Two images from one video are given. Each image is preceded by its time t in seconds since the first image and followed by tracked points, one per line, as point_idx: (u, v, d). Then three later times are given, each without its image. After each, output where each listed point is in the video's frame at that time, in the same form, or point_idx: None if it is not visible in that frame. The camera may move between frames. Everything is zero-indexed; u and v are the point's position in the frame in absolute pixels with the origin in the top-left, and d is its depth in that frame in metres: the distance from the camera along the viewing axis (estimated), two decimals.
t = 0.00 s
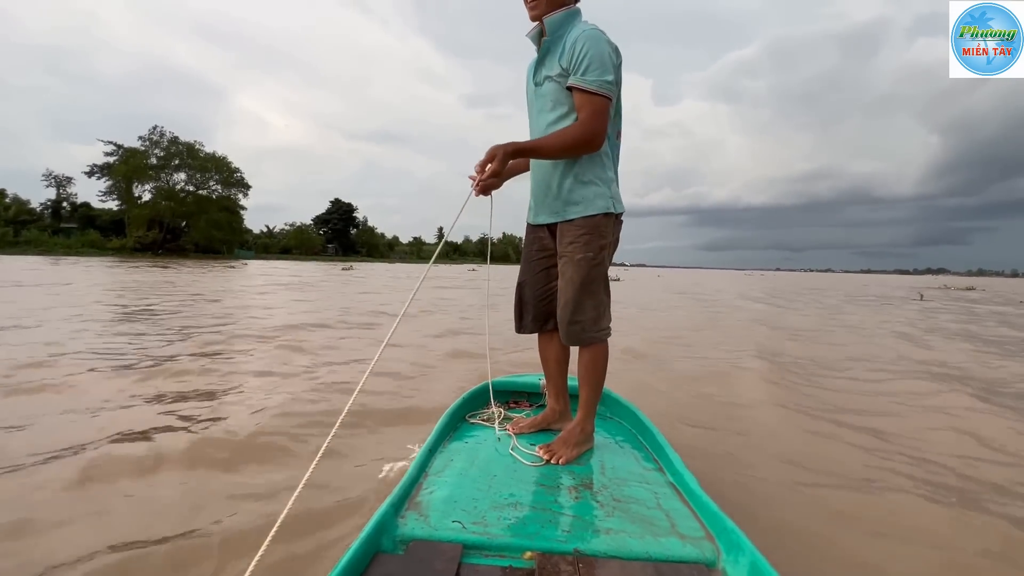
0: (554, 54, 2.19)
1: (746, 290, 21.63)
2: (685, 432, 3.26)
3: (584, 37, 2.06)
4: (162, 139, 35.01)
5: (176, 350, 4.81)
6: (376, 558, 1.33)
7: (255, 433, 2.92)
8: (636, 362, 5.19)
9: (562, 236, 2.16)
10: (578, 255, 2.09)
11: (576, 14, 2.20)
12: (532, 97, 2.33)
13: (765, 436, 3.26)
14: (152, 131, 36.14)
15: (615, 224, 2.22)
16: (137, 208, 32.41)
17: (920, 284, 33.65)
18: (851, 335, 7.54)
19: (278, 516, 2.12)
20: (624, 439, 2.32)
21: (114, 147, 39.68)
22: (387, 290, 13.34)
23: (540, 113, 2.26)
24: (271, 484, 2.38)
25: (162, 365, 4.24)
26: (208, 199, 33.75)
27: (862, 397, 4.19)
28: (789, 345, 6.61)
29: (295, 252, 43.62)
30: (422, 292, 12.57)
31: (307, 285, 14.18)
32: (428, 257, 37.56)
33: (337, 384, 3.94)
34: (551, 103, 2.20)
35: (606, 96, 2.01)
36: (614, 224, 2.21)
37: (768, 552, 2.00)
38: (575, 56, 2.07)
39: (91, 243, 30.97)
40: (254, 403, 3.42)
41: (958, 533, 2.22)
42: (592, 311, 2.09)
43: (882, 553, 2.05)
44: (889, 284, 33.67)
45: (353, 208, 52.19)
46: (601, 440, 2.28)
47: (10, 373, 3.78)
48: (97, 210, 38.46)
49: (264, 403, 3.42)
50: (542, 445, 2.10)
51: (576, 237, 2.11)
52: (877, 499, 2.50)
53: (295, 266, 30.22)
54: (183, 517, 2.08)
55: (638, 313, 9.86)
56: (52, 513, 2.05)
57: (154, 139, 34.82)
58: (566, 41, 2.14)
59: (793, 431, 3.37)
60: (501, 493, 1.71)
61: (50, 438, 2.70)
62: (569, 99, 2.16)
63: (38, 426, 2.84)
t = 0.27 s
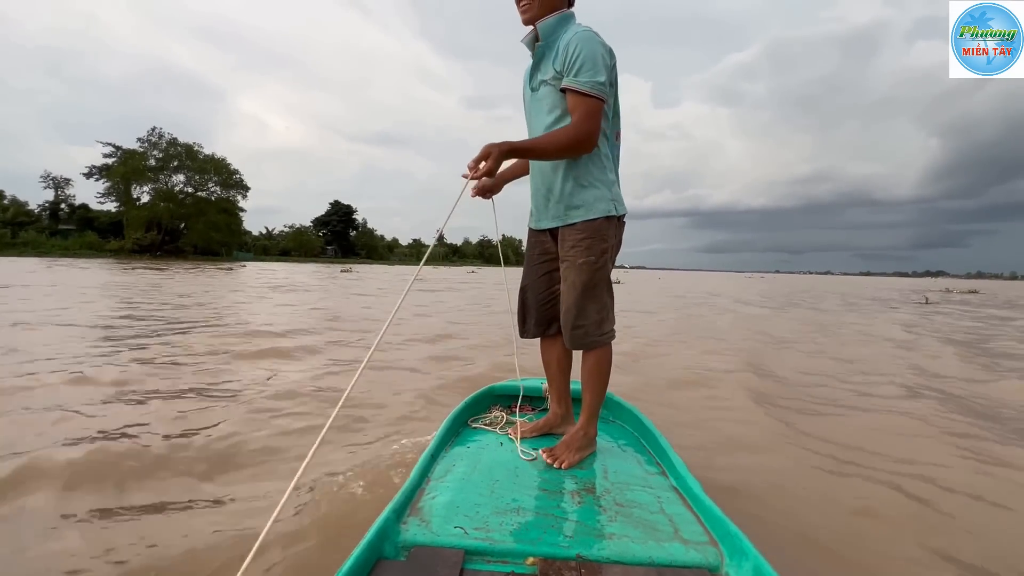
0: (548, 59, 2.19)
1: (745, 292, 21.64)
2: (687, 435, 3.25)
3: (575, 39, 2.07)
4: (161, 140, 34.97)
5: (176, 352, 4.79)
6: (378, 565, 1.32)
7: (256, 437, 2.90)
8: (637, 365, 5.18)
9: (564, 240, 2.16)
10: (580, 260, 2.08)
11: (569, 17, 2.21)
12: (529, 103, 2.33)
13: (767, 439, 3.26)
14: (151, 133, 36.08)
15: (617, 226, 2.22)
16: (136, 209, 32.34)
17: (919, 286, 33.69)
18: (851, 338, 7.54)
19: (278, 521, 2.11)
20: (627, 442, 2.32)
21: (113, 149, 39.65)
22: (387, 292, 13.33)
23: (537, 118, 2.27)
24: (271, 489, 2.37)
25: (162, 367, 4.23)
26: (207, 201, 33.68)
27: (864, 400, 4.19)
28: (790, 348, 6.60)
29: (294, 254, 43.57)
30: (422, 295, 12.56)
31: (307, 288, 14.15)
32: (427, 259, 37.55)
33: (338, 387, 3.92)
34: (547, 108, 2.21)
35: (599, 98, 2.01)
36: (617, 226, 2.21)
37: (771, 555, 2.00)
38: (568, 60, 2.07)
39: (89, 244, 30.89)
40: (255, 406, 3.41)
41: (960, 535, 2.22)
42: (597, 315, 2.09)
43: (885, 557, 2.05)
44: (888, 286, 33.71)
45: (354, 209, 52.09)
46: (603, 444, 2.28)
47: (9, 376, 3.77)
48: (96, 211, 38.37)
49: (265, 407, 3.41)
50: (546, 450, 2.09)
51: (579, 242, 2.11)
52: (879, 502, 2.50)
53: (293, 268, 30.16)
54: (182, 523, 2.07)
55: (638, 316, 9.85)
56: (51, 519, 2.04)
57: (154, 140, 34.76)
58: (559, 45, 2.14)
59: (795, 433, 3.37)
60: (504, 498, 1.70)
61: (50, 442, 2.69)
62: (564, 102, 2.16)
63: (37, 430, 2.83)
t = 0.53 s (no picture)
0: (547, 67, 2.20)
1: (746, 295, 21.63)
2: (690, 438, 3.25)
3: (570, 47, 2.08)
4: (161, 143, 34.97)
5: (177, 355, 4.78)
6: (383, 565, 1.31)
7: (257, 441, 2.89)
8: (638, 369, 5.18)
9: (565, 247, 2.16)
10: (581, 267, 2.08)
11: (569, 25, 2.21)
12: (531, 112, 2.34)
13: (769, 442, 3.25)
14: (150, 135, 36.06)
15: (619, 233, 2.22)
16: (135, 211, 32.30)
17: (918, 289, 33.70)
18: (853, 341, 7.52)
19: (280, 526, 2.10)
20: (629, 448, 2.31)
21: (113, 151, 39.64)
22: (388, 295, 13.32)
23: (538, 127, 2.28)
24: (272, 493, 2.36)
25: (162, 370, 4.22)
26: (206, 203, 33.64)
27: (867, 403, 4.18)
28: (792, 351, 6.59)
29: (294, 256, 43.54)
30: (423, 298, 12.55)
31: (308, 291, 14.13)
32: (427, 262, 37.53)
33: (339, 391, 3.91)
34: (547, 116, 2.21)
35: (595, 105, 2.01)
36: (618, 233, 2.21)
37: (774, 559, 1.99)
38: (566, 67, 2.07)
39: (88, 247, 30.84)
40: (255, 409, 3.40)
41: (962, 539, 2.21)
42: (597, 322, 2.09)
43: (887, 560, 2.04)
44: (888, 289, 33.75)
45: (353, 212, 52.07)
46: (605, 449, 2.27)
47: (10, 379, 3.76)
48: (95, 214, 38.33)
49: (266, 410, 3.40)
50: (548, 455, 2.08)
51: (580, 249, 2.10)
52: (880, 505, 2.49)
53: (293, 270, 30.10)
54: (184, 528, 2.06)
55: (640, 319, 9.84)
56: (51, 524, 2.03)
57: (153, 142, 34.76)
58: (557, 53, 2.15)
59: (797, 436, 3.37)
60: (507, 501, 1.69)
61: (51, 445, 2.68)
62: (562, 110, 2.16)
63: (38, 433, 2.82)
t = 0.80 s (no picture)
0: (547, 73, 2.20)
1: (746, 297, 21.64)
2: (691, 441, 3.24)
3: (565, 54, 2.09)
4: (160, 144, 34.94)
5: (177, 358, 4.77)
6: (388, 563, 1.31)
7: (258, 443, 2.89)
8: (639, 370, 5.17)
9: (568, 251, 2.16)
10: (584, 271, 2.08)
11: (567, 30, 2.22)
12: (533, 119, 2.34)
13: (770, 444, 3.25)
14: (149, 137, 36.02)
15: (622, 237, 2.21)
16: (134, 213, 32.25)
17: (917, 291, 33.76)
18: (853, 343, 7.53)
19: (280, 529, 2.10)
20: (629, 451, 2.31)
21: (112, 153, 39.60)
22: (388, 297, 13.31)
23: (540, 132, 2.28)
24: (273, 496, 2.35)
25: (162, 372, 4.21)
26: (205, 205, 33.60)
27: (867, 406, 4.18)
28: (792, 353, 6.59)
29: (293, 258, 43.49)
30: (423, 300, 12.54)
31: (308, 292, 14.11)
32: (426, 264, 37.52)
33: (339, 394, 3.90)
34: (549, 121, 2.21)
35: (589, 107, 2.01)
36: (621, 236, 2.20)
37: (775, 561, 1.98)
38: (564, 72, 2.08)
39: (87, 248, 30.77)
40: (256, 412, 3.39)
41: (962, 541, 2.21)
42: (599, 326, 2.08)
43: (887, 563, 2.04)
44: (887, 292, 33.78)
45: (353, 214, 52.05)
46: (606, 451, 2.27)
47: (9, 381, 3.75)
48: (93, 215, 38.26)
49: (266, 412, 3.40)
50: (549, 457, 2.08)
51: (583, 253, 2.10)
52: (880, 507, 2.49)
53: (292, 272, 30.06)
54: (185, 531, 2.06)
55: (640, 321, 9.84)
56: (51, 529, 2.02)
57: (152, 144, 34.73)
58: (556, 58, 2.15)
59: (798, 438, 3.37)
60: (510, 501, 1.69)
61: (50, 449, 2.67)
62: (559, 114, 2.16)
63: (38, 436, 2.81)
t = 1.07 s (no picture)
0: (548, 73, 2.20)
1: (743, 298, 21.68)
2: (689, 441, 3.24)
3: (568, 54, 2.08)
4: (157, 146, 34.85)
5: (173, 360, 4.75)
6: (386, 571, 1.30)
7: (254, 445, 2.88)
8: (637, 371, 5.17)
9: (569, 251, 2.16)
10: (584, 271, 2.08)
11: (566, 31, 2.22)
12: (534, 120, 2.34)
13: (768, 445, 3.25)
14: (146, 138, 35.92)
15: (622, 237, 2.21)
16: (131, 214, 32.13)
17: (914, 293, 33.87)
18: (850, 344, 7.55)
19: (277, 531, 2.08)
20: (626, 448, 2.30)
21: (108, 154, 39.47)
22: (386, 299, 13.28)
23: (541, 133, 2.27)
24: (269, 498, 2.34)
25: (158, 375, 4.18)
26: (203, 207, 33.51)
27: (864, 407, 4.18)
28: (789, 354, 6.61)
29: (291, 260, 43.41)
30: (421, 301, 12.52)
31: (305, 294, 14.07)
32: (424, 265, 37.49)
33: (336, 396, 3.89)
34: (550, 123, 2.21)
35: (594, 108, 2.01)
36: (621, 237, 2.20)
37: (773, 561, 1.98)
38: (567, 73, 2.07)
39: (83, 250, 30.63)
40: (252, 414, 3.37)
41: (960, 540, 2.22)
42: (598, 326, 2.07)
43: (886, 562, 2.04)
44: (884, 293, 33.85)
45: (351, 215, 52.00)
46: (603, 450, 2.27)
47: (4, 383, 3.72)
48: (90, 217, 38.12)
49: (263, 414, 3.38)
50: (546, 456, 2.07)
51: (582, 253, 2.10)
52: (878, 507, 2.49)
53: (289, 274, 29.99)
54: (181, 535, 2.05)
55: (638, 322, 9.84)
56: (46, 530, 2.01)
57: (149, 145, 34.64)
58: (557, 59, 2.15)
59: (794, 439, 3.37)
60: (508, 504, 1.68)
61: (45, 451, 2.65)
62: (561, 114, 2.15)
63: (32, 439, 2.79)
